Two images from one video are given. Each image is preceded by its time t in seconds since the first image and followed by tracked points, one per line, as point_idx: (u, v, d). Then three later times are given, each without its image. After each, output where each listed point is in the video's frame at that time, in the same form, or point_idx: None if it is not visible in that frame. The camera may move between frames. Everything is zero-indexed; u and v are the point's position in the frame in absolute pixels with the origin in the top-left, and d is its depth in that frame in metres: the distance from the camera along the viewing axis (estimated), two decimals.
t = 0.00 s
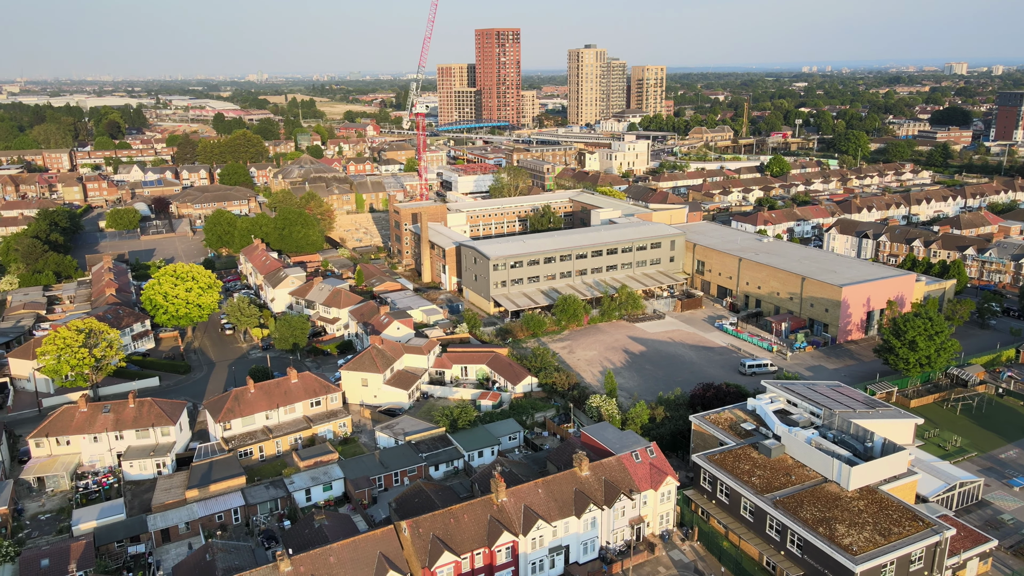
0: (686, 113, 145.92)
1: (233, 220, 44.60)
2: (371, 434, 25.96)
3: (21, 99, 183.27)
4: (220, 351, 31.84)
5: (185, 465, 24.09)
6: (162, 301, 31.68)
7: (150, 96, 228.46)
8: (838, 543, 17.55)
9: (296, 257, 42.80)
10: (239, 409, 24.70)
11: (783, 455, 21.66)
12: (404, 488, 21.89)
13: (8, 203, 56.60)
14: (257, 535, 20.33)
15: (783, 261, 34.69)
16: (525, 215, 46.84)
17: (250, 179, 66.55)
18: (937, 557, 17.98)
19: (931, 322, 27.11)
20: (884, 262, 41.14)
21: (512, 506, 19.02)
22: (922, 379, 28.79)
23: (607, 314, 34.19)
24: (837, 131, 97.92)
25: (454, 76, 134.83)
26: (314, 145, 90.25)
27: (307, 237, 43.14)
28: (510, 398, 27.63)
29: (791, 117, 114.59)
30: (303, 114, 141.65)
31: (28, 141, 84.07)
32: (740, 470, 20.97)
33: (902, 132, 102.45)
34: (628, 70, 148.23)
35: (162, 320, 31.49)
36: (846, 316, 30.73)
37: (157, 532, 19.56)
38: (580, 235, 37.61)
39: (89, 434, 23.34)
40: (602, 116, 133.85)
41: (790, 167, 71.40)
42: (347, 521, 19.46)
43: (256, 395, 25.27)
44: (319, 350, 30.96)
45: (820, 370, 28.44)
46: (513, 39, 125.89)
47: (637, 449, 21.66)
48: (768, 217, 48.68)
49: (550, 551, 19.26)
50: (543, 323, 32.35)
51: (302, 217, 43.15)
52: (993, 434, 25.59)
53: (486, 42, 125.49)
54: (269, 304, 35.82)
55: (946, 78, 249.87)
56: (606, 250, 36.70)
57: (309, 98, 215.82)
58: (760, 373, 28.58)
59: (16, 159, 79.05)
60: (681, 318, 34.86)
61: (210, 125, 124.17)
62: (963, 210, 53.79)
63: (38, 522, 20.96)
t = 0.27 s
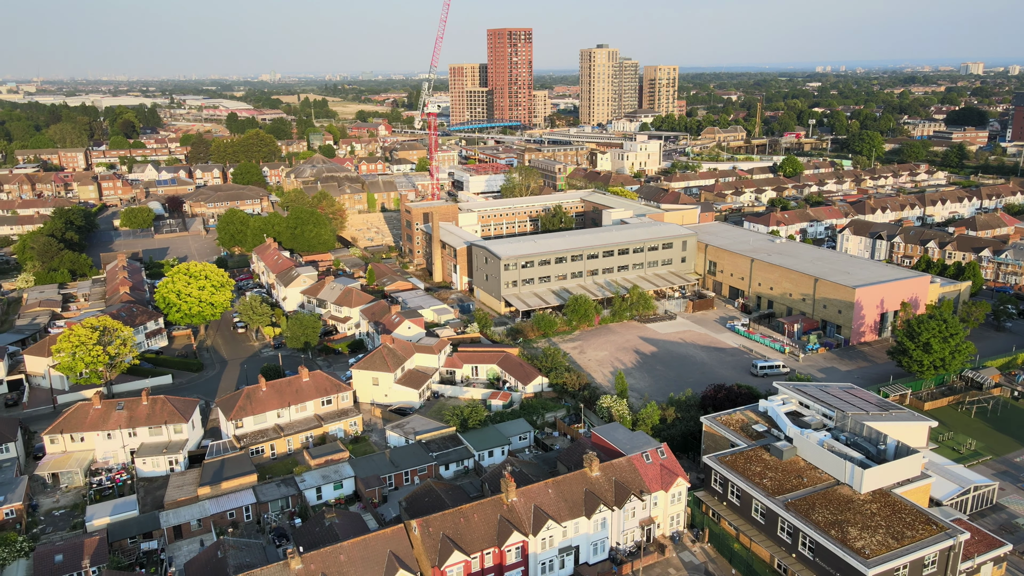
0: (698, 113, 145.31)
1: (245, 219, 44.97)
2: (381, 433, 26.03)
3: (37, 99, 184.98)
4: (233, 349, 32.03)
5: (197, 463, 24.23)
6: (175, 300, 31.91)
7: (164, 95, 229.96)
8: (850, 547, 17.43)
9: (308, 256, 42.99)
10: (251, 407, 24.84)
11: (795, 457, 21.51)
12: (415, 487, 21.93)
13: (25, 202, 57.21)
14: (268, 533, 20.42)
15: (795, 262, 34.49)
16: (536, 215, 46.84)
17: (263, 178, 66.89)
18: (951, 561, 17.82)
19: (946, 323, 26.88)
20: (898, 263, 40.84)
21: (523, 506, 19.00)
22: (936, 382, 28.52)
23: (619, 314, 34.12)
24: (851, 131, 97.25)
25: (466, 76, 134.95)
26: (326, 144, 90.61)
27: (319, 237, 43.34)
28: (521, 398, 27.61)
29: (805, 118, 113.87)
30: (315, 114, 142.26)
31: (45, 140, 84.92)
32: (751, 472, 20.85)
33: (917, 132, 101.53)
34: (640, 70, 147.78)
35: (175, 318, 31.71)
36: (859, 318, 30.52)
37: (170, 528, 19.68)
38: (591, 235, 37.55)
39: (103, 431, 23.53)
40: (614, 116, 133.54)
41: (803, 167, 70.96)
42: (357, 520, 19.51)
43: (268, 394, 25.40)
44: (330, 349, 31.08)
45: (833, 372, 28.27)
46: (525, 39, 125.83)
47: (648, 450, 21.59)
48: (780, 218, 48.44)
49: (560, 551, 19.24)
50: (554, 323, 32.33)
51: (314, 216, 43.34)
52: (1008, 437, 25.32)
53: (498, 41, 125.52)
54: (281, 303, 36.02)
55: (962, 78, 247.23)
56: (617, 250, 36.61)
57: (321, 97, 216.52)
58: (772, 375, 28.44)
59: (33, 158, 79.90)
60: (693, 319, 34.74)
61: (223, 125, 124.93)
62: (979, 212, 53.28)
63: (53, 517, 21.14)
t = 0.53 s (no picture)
0: (710, 113, 144.74)
1: (257, 218, 45.26)
2: (392, 432, 26.08)
3: (53, 99, 186.68)
4: (245, 348, 32.20)
5: (209, 460, 24.38)
6: (188, 298, 32.12)
7: (177, 95, 231.40)
8: (863, 550, 17.30)
9: (320, 255, 43.15)
10: (263, 405, 24.96)
11: (807, 459, 21.37)
12: (425, 486, 21.96)
13: (41, 200, 57.80)
14: (279, 531, 20.50)
15: (808, 263, 34.29)
16: (547, 215, 46.82)
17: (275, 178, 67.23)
18: (965, 565, 17.66)
19: (960, 326, 26.66)
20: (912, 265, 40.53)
21: (533, 506, 18.98)
22: (950, 385, 28.25)
23: (630, 315, 34.05)
24: (865, 132, 96.55)
25: (478, 76, 135.15)
26: (338, 144, 90.96)
27: (331, 236, 43.52)
28: (531, 398, 27.61)
29: (818, 118, 113.12)
30: (327, 113, 142.88)
31: (60, 140, 85.73)
32: (763, 474, 20.73)
33: (932, 133, 100.63)
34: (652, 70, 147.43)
35: (188, 316, 31.94)
36: (872, 319, 30.30)
37: (182, 525, 19.80)
38: (602, 235, 37.49)
39: (117, 428, 23.72)
40: (626, 116, 133.25)
41: (816, 168, 70.55)
42: (368, 518, 19.55)
43: (279, 392, 25.51)
44: (341, 348, 31.19)
45: (846, 374, 28.08)
46: (537, 39, 125.82)
47: (659, 450, 21.50)
48: (793, 219, 48.19)
49: (570, 551, 19.21)
50: (565, 323, 32.31)
51: (326, 216, 43.52)
52: (1023, 441, 25.04)
53: (510, 41, 125.58)
54: (293, 302, 36.19)
55: (978, 78, 244.83)
56: (629, 250, 36.53)
57: (333, 97, 217.18)
58: (784, 376, 28.30)
59: (49, 157, 80.69)
60: (704, 320, 34.60)
61: (235, 125, 125.67)
62: (995, 213, 52.75)
63: (66, 513, 21.34)
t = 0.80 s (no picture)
0: (723, 113, 144.14)
1: (270, 217, 45.45)
2: (402, 431, 26.13)
3: (68, 99, 187.96)
4: (257, 346, 32.36)
5: (221, 457, 24.50)
6: (201, 297, 32.32)
7: (190, 95, 232.48)
8: (875, 553, 17.17)
9: (331, 254, 43.31)
10: (274, 404, 25.08)
11: (819, 462, 21.23)
12: (435, 486, 21.99)
13: (56, 199, 58.33)
14: (290, 528, 20.56)
15: (821, 264, 34.09)
16: (559, 215, 46.80)
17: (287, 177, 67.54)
18: (979, 570, 17.49)
19: (976, 328, 26.43)
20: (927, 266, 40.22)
21: (543, 506, 18.96)
22: (965, 387, 27.98)
23: (641, 315, 33.99)
24: (879, 132, 95.85)
25: (490, 75, 135.30)
26: (350, 143, 91.28)
27: (342, 235, 43.68)
28: (541, 398, 27.60)
29: (832, 118, 112.39)
30: (340, 113, 143.45)
31: (76, 139, 86.51)
32: (774, 476, 20.62)
33: (948, 133, 99.72)
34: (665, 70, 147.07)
35: (201, 315, 32.14)
36: (886, 321, 30.08)
37: (194, 522, 19.92)
38: (614, 235, 37.44)
39: (130, 425, 23.90)
40: (638, 116, 132.96)
41: (830, 168, 70.12)
42: (378, 517, 19.58)
43: (290, 390, 25.61)
44: (352, 347, 31.30)
45: (859, 376, 27.90)
46: (549, 39, 125.76)
47: (670, 452, 21.39)
48: (806, 219, 47.95)
49: (580, 552, 19.18)
50: (576, 323, 32.28)
51: (337, 215, 43.69)
52: None
53: (522, 41, 125.60)
54: (304, 300, 36.36)
55: (993, 78, 242.44)
56: (640, 250, 36.43)
57: (345, 97, 217.72)
58: (796, 378, 28.15)
59: (65, 156, 81.42)
60: (716, 321, 34.47)
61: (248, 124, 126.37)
62: (1012, 214, 52.23)
63: (81, 509, 21.52)
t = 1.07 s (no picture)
0: (736, 113, 143.51)
1: (283, 216, 45.66)
2: (413, 430, 26.18)
3: (83, 98, 189.50)
4: (269, 345, 32.53)
5: (233, 455, 24.64)
6: (214, 295, 32.52)
7: (203, 95, 233.76)
8: (888, 556, 17.04)
9: (343, 254, 43.47)
10: (286, 402, 25.19)
11: (832, 464, 21.08)
12: (445, 485, 22.01)
13: (72, 197, 58.87)
14: (301, 526, 20.65)
15: (834, 265, 33.87)
16: (570, 215, 46.76)
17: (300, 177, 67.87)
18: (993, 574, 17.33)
19: (991, 330, 26.16)
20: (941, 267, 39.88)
21: (553, 506, 18.94)
22: (980, 390, 27.70)
23: (652, 316, 33.91)
24: (894, 132, 95.12)
25: (502, 75, 135.41)
26: (362, 143, 91.60)
27: (354, 234, 43.82)
28: (552, 398, 27.59)
29: (846, 118, 111.65)
30: (351, 113, 143.96)
31: (91, 138, 87.31)
32: (786, 478, 20.50)
33: (963, 133, 98.80)
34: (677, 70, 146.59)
35: (213, 313, 32.34)
36: (900, 323, 29.84)
37: (206, 519, 20.02)
38: (625, 235, 37.36)
39: (143, 422, 24.08)
40: (650, 116, 132.62)
41: (844, 169, 69.68)
42: (388, 516, 19.62)
43: (302, 389, 25.73)
44: (363, 346, 31.41)
45: (872, 378, 27.71)
46: (561, 39, 125.64)
47: (680, 453, 21.31)
48: (819, 220, 47.68)
49: (590, 552, 19.16)
50: (587, 323, 32.24)
51: (349, 214, 43.85)
52: None
53: (534, 41, 125.57)
54: (316, 299, 36.51)
55: (1009, 78, 240.00)
56: (651, 251, 36.34)
57: (357, 97, 218.26)
58: (809, 379, 27.99)
59: (80, 155, 82.17)
60: (727, 322, 34.33)
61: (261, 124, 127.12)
62: None
63: (94, 505, 21.71)
